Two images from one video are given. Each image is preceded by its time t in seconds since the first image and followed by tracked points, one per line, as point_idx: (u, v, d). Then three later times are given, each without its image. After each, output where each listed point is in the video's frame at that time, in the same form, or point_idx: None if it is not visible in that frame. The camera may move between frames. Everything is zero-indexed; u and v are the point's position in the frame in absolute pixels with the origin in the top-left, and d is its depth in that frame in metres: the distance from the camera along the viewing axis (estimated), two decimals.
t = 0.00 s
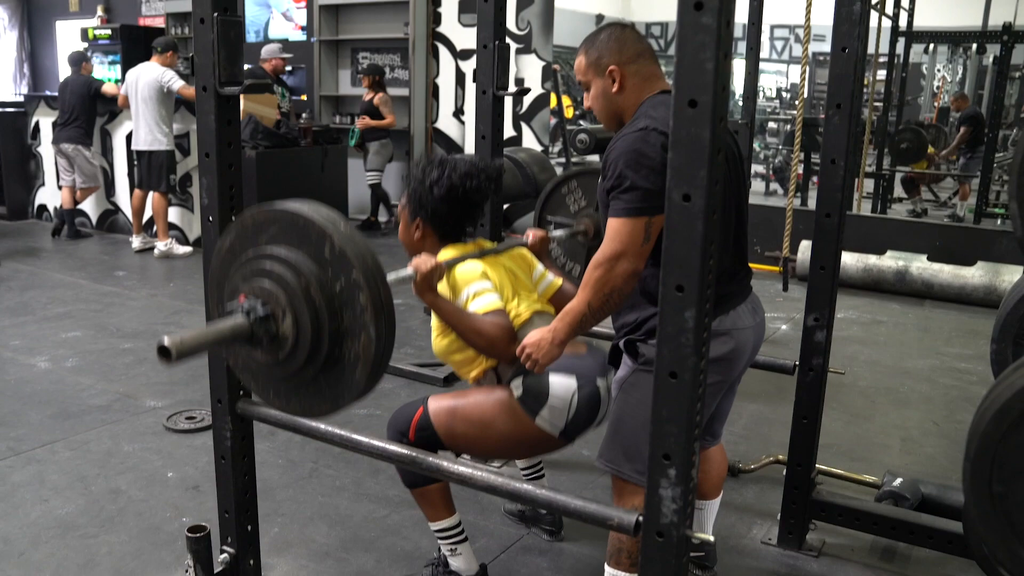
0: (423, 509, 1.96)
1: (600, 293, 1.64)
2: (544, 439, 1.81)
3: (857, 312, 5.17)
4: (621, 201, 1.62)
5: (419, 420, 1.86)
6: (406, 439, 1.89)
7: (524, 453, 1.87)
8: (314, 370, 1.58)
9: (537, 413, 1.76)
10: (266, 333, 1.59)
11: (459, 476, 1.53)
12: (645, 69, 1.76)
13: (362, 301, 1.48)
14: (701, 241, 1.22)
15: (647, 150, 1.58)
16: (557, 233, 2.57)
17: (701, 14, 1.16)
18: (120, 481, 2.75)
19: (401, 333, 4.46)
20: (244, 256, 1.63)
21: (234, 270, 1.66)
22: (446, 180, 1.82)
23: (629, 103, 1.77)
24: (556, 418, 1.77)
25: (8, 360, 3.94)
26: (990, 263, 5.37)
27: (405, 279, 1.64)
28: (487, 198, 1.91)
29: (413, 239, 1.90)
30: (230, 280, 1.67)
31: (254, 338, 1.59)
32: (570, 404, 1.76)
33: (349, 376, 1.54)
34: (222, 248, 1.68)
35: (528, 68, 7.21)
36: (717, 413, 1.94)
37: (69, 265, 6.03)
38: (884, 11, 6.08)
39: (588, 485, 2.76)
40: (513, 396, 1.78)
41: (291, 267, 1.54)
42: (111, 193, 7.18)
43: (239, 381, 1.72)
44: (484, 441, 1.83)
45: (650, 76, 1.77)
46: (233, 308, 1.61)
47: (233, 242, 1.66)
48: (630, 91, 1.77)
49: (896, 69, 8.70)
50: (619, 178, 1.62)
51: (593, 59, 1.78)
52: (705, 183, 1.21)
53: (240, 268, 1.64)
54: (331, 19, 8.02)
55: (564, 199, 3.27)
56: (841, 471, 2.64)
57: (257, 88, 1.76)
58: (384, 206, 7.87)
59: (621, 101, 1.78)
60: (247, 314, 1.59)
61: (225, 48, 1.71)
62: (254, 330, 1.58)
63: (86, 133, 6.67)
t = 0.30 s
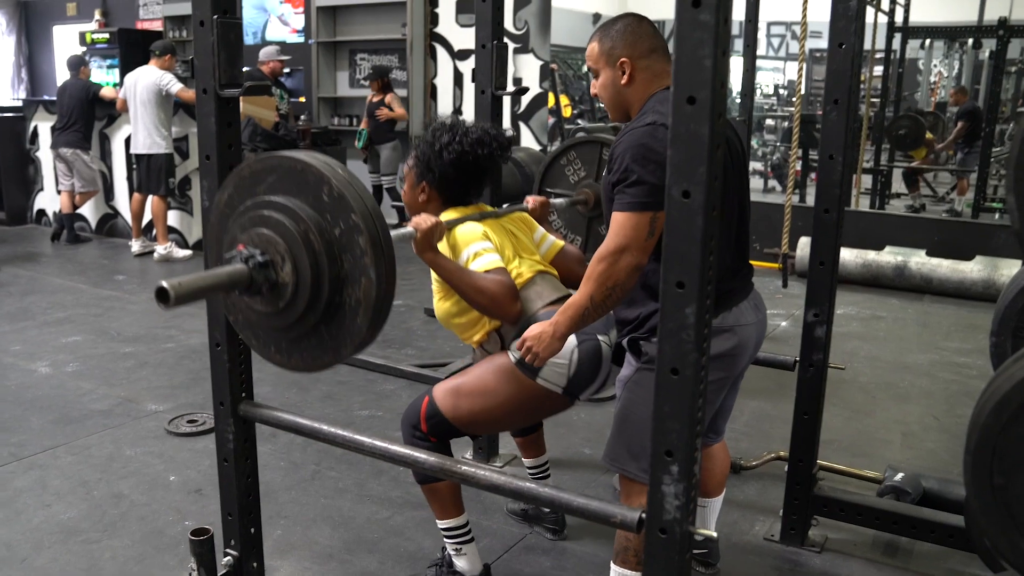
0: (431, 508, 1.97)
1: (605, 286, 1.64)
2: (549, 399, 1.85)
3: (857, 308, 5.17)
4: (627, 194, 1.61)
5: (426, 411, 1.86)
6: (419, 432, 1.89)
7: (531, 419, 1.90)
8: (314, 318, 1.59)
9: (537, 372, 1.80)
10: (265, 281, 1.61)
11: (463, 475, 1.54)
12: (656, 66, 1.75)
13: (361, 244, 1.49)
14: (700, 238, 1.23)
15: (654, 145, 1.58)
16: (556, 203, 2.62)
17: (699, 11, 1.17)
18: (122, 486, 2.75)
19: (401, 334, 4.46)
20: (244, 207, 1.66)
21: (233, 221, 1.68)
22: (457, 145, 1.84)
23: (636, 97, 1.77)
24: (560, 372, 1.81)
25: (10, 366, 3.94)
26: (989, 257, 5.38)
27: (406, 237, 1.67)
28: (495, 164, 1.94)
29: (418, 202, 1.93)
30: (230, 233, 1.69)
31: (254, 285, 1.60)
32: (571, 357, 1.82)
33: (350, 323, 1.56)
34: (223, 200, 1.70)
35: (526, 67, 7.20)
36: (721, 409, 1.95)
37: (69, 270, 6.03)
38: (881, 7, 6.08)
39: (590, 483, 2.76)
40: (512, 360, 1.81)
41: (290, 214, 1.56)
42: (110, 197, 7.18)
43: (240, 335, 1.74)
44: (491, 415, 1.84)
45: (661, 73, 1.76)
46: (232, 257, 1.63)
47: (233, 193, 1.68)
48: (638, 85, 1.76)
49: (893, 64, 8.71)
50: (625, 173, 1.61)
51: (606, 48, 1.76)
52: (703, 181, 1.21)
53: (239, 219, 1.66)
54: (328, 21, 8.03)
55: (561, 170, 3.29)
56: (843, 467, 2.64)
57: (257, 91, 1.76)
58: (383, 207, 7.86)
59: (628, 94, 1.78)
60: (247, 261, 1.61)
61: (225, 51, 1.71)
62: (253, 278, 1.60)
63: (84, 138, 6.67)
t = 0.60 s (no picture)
0: (421, 509, 1.97)
1: (604, 285, 1.63)
2: (529, 376, 1.82)
3: (846, 308, 5.20)
4: (627, 193, 1.60)
5: (413, 408, 1.87)
6: (409, 432, 1.89)
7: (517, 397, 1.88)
8: (301, 272, 1.57)
9: (515, 350, 1.77)
10: (252, 235, 1.59)
11: (453, 477, 1.54)
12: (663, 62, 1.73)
13: (346, 193, 1.47)
14: (686, 240, 1.24)
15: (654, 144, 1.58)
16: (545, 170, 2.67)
17: (684, 14, 1.18)
18: (111, 489, 2.74)
19: (392, 336, 4.46)
20: (229, 162, 1.64)
21: (218, 179, 1.67)
22: (456, 107, 1.86)
23: (641, 92, 1.74)
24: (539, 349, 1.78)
25: None
26: (976, 258, 5.42)
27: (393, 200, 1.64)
28: (490, 131, 1.96)
29: (411, 161, 1.94)
30: (215, 190, 1.68)
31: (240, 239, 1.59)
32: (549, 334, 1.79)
33: (337, 274, 1.54)
34: (207, 158, 1.69)
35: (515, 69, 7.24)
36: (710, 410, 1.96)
37: (58, 273, 6.00)
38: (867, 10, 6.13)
39: (580, 484, 2.77)
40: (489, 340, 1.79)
41: (274, 166, 1.54)
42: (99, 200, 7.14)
43: (229, 295, 1.72)
44: (474, 400, 1.83)
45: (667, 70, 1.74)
46: (217, 212, 1.62)
47: (218, 150, 1.67)
48: (643, 81, 1.74)
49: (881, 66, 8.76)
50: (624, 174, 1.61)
51: (614, 41, 1.72)
52: (689, 183, 1.22)
53: (224, 176, 1.65)
54: (317, 23, 8.02)
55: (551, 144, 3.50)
56: (832, 467, 2.65)
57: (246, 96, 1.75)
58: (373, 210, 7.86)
59: (633, 89, 1.75)
60: (232, 215, 1.59)
61: (214, 54, 1.71)
62: (239, 232, 1.59)
63: (72, 141, 6.64)
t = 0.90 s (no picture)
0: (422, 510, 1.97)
1: (602, 288, 1.65)
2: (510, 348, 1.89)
3: (842, 311, 5.21)
4: (627, 199, 1.60)
5: (415, 403, 1.89)
6: (417, 431, 1.91)
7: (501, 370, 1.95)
8: (298, 205, 1.54)
9: (498, 321, 1.84)
10: (248, 166, 1.55)
11: (446, 481, 1.55)
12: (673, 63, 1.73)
13: (346, 123, 1.44)
14: (679, 244, 1.24)
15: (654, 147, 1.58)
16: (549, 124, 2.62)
17: (676, 19, 1.18)
18: (107, 495, 2.74)
19: (388, 340, 4.45)
20: (222, 91, 1.58)
21: (210, 111, 1.61)
22: (454, 46, 1.81)
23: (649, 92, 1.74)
24: (518, 319, 1.86)
25: None
26: (971, 260, 5.43)
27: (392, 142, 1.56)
28: (490, 73, 1.92)
29: (408, 102, 1.89)
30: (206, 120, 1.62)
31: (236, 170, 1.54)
32: (529, 306, 1.87)
33: (337, 207, 1.51)
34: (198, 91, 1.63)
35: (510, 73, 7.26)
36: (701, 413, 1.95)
37: (53, 279, 5.99)
38: (860, 12, 6.16)
39: (576, 488, 2.77)
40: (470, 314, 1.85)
41: (271, 96, 1.50)
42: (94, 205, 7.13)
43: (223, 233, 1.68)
44: (466, 378, 1.87)
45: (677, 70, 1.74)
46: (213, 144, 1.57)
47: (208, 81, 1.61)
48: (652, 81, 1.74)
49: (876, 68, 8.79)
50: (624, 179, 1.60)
51: (626, 38, 1.72)
52: (683, 187, 1.22)
53: (217, 107, 1.60)
54: (313, 27, 8.03)
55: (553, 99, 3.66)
56: (828, 470, 2.66)
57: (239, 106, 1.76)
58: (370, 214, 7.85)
59: (641, 88, 1.75)
60: (230, 145, 1.54)
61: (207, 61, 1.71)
62: (236, 162, 1.54)
63: (67, 146, 6.63)
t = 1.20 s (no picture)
0: (447, 516, 1.97)
1: (596, 296, 1.64)
2: (499, 325, 1.95)
3: (835, 315, 5.22)
4: (621, 206, 1.60)
5: (448, 403, 1.94)
6: (461, 430, 1.94)
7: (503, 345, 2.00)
8: (295, 149, 1.56)
9: (480, 298, 1.91)
10: (247, 104, 1.56)
11: (440, 489, 1.54)
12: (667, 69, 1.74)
13: (352, 70, 1.46)
14: (672, 249, 1.24)
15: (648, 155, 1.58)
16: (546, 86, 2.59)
17: (668, 26, 1.19)
18: (100, 504, 2.72)
19: (382, 347, 4.45)
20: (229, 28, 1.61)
21: (217, 43, 1.62)
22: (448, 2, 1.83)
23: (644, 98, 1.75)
24: (500, 297, 1.92)
25: None
26: (964, 264, 5.46)
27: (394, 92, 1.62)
28: (485, 28, 1.93)
29: (404, 64, 1.92)
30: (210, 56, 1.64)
31: (234, 107, 1.56)
32: (511, 286, 1.93)
33: (334, 154, 1.54)
34: (207, 22, 1.64)
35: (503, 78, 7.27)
36: (693, 420, 1.95)
37: (46, 286, 5.97)
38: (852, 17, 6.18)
39: (570, 494, 2.77)
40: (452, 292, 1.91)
41: (278, 36, 1.52)
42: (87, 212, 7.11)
43: (217, 169, 1.71)
44: (476, 363, 1.92)
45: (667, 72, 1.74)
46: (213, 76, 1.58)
47: (218, 13, 1.62)
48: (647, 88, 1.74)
49: (868, 73, 8.84)
50: (619, 185, 1.61)
51: (622, 43, 1.72)
52: (674, 192, 1.23)
53: (223, 41, 1.61)
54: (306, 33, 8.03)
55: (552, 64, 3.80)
56: (821, 475, 2.67)
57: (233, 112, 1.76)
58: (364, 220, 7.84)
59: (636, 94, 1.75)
60: (229, 80, 1.55)
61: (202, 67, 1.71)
62: (236, 99, 1.55)
63: (60, 153, 6.61)
